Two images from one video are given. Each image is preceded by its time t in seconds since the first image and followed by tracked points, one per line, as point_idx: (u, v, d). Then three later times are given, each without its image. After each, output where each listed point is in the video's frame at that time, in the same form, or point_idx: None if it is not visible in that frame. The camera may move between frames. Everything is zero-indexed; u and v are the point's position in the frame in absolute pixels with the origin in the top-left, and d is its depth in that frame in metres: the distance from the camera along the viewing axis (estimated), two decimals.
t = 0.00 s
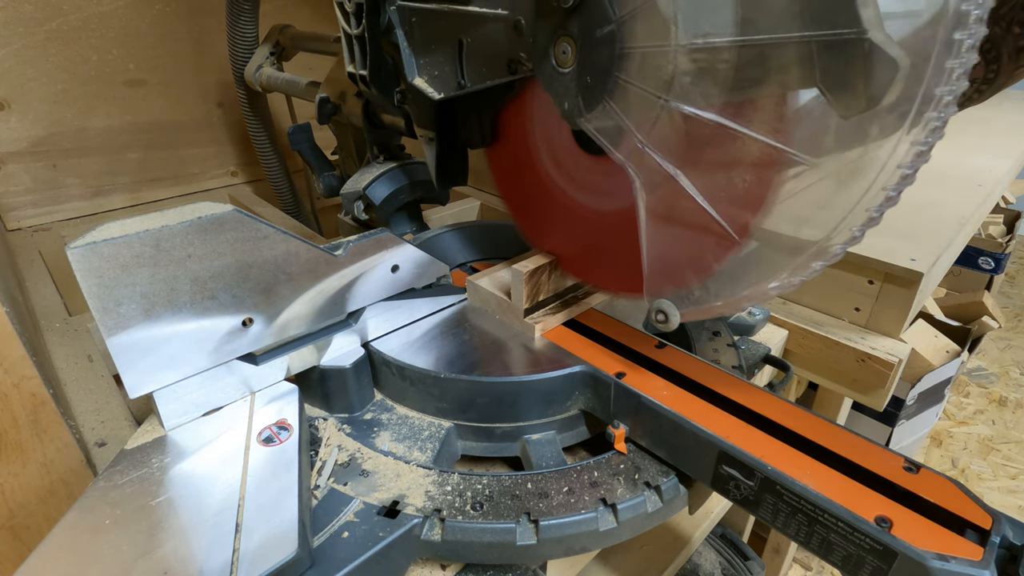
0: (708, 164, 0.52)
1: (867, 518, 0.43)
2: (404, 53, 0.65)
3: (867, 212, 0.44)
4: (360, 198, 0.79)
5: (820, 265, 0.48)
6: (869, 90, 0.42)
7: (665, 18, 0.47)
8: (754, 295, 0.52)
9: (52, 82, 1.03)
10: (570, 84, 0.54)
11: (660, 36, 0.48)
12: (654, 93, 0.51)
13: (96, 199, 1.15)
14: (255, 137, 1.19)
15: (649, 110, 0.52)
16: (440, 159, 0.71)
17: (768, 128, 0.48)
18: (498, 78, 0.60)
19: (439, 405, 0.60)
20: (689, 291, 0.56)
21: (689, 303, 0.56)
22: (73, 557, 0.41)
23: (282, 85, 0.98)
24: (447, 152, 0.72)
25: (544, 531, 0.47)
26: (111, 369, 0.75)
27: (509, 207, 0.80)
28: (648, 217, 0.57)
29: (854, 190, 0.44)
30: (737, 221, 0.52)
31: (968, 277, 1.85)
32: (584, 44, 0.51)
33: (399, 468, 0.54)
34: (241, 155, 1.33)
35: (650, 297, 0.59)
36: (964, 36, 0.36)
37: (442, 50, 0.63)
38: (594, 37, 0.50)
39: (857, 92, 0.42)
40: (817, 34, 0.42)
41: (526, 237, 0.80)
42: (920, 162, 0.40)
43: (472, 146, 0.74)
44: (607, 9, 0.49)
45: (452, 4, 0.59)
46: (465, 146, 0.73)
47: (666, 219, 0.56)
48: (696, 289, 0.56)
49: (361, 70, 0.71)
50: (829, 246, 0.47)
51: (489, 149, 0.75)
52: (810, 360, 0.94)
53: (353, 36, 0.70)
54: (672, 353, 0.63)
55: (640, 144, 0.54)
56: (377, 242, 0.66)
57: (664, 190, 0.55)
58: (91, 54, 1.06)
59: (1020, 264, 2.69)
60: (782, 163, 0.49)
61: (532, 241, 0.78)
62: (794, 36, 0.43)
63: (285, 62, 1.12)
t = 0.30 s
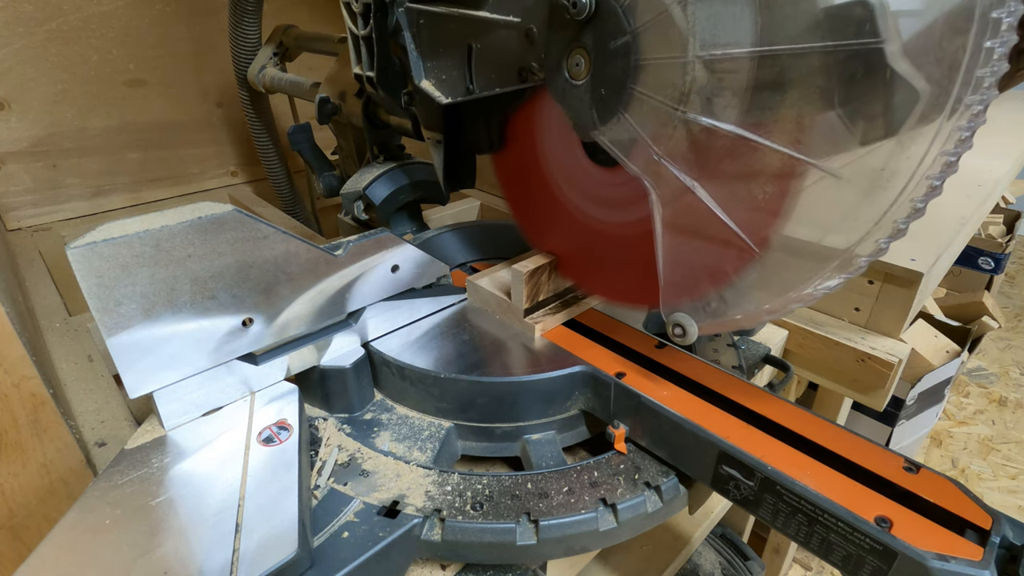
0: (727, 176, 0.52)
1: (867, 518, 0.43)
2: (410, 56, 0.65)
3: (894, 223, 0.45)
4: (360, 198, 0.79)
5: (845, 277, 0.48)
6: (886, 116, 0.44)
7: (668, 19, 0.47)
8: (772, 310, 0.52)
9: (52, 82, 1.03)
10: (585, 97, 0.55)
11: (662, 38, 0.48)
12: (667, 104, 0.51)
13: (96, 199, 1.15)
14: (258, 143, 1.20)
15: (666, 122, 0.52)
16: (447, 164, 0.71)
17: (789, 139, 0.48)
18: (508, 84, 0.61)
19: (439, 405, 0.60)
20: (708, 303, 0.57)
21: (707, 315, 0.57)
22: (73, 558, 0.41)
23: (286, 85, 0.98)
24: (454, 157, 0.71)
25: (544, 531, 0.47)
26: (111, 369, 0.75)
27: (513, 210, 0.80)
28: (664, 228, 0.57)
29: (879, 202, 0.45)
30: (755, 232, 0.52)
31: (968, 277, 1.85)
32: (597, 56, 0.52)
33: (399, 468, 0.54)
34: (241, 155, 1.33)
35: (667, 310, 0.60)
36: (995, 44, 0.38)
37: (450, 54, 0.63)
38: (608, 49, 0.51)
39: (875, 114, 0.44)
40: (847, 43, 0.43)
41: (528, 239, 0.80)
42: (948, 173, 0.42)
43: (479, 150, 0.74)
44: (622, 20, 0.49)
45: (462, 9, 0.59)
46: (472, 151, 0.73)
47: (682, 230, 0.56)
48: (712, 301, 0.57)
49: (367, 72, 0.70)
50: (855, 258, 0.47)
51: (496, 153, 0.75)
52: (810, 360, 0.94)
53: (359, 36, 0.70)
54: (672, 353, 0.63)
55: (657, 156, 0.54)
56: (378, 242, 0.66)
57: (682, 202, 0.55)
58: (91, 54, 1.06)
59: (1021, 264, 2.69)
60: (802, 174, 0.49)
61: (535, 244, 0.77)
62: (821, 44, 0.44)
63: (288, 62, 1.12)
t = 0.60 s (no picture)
0: (726, 182, 0.52)
1: (867, 518, 0.43)
2: (410, 58, 0.65)
3: (893, 228, 0.45)
4: (360, 198, 0.79)
5: (845, 282, 0.48)
6: (878, 139, 0.44)
7: (664, 29, 0.48)
8: (773, 317, 0.52)
9: (52, 82, 1.03)
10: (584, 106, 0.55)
11: (661, 39, 0.48)
12: (666, 112, 0.51)
13: (96, 199, 1.15)
14: (258, 143, 1.20)
15: (665, 130, 0.52)
16: (448, 164, 0.72)
17: (788, 145, 0.48)
18: (507, 91, 0.61)
19: (439, 405, 0.60)
20: (709, 308, 0.57)
21: (710, 321, 0.57)
22: (73, 557, 0.41)
23: (285, 85, 0.98)
24: (454, 157, 0.72)
25: (544, 531, 0.47)
26: (111, 369, 0.75)
27: (513, 212, 0.80)
28: (664, 233, 0.57)
29: (878, 207, 0.46)
30: (755, 238, 0.52)
31: (968, 277, 1.85)
32: (597, 66, 0.52)
33: (399, 468, 0.54)
34: (241, 155, 1.33)
35: (670, 314, 0.60)
36: (990, 49, 0.39)
37: (450, 58, 0.63)
38: (606, 58, 0.51)
39: (867, 132, 0.44)
40: (839, 51, 0.43)
41: (527, 241, 0.80)
42: (946, 177, 0.42)
43: (480, 152, 0.74)
44: (620, 30, 0.49)
45: (463, 12, 0.59)
46: (471, 153, 0.73)
47: (682, 235, 0.56)
48: (714, 306, 0.57)
49: (368, 72, 0.70)
50: (855, 263, 0.47)
51: (496, 156, 0.75)
52: (810, 360, 0.94)
53: (359, 36, 0.70)
54: (673, 353, 0.63)
55: (657, 164, 0.54)
56: (378, 242, 0.66)
57: (682, 209, 0.55)
58: (91, 54, 1.06)
59: (1020, 264, 2.70)
60: (802, 179, 0.49)
61: (534, 246, 0.77)
62: (815, 53, 0.43)
63: (288, 62, 1.12)
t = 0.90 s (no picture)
0: (726, 184, 0.52)
1: (867, 518, 0.43)
2: (410, 58, 0.65)
3: (892, 229, 0.45)
4: (360, 198, 0.79)
5: (844, 283, 0.48)
6: (874, 144, 0.43)
7: (664, 31, 0.48)
8: (773, 318, 0.52)
9: (52, 82, 1.03)
10: (583, 109, 0.55)
11: (660, 39, 0.48)
12: (666, 114, 0.51)
13: (96, 199, 1.15)
14: (258, 143, 1.20)
15: (665, 131, 0.52)
16: (447, 165, 0.72)
17: (786, 147, 0.48)
18: (507, 93, 0.61)
19: (439, 405, 0.60)
20: (709, 310, 0.57)
21: (710, 321, 0.57)
22: (73, 557, 0.41)
23: (285, 85, 0.98)
24: (454, 157, 0.72)
25: (544, 531, 0.47)
26: (111, 369, 0.75)
27: (512, 214, 0.79)
28: (664, 235, 0.57)
29: (877, 209, 0.46)
30: (755, 240, 0.52)
31: (968, 277, 1.85)
32: (597, 70, 0.52)
33: (399, 468, 0.54)
34: (241, 155, 1.33)
35: (667, 315, 0.59)
36: (987, 51, 0.39)
37: (449, 59, 0.63)
38: (606, 61, 0.51)
39: (864, 135, 0.43)
40: (838, 53, 0.42)
41: (527, 242, 0.79)
42: (945, 179, 0.43)
43: (479, 153, 0.74)
44: (619, 33, 0.50)
45: (462, 14, 0.60)
46: (471, 155, 0.74)
47: (682, 237, 0.56)
48: (714, 307, 0.56)
49: (368, 72, 0.70)
50: (855, 264, 0.47)
51: (495, 157, 0.75)
52: (810, 360, 0.94)
53: (359, 36, 0.70)
54: (673, 353, 0.63)
55: (656, 166, 0.54)
56: (378, 242, 0.66)
57: (682, 211, 0.55)
58: (91, 54, 1.06)
59: (1020, 264, 2.70)
60: (802, 181, 0.49)
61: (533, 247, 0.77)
62: (813, 55, 0.43)
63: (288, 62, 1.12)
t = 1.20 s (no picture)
0: (725, 184, 0.52)
1: (867, 518, 0.43)
2: (410, 58, 0.64)
3: (892, 229, 0.45)
4: (360, 198, 0.79)
5: (843, 284, 0.48)
6: (874, 144, 0.43)
7: (664, 32, 0.48)
8: (773, 318, 0.52)
9: (52, 82, 1.03)
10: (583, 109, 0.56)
11: (661, 42, 0.49)
12: (665, 115, 0.51)
13: (96, 198, 1.15)
14: (258, 143, 1.20)
15: (665, 132, 0.52)
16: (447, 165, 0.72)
17: (787, 147, 0.48)
18: (507, 94, 0.61)
19: (439, 405, 0.60)
20: (709, 310, 0.57)
21: (709, 322, 0.57)
22: (73, 557, 0.41)
23: (285, 85, 0.98)
24: (454, 158, 0.72)
25: (544, 531, 0.47)
26: (111, 369, 0.75)
27: (512, 214, 0.79)
28: (664, 235, 0.57)
29: (877, 209, 0.46)
30: (754, 240, 0.52)
31: (968, 277, 1.85)
32: (597, 70, 0.52)
33: (399, 468, 0.54)
34: (241, 155, 1.33)
35: (666, 317, 0.60)
36: (987, 52, 0.39)
37: (449, 59, 0.63)
38: (606, 61, 0.51)
39: (864, 135, 0.44)
40: (838, 54, 0.42)
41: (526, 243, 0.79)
42: (944, 180, 0.43)
43: (480, 153, 0.74)
44: (618, 33, 0.50)
45: (462, 14, 0.60)
46: (471, 155, 0.74)
47: (682, 238, 0.56)
48: (714, 307, 0.56)
49: (368, 72, 0.70)
50: (855, 265, 0.47)
51: (496, 158, 0.75)
52: (810, 360, 0.94)
53: (359, 36, 0.70)
54: (673, 353, 0.62)
55: (656, 167, 0.54)
56: (378, 242, 0.66)
57: (681, 211, 0.55)
58: (91, 54, 1.06)
59: (1020, 264, 2.70)
60: (801, 181, 0.49)
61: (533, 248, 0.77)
62: (813, 56, 0.43)
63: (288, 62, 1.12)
